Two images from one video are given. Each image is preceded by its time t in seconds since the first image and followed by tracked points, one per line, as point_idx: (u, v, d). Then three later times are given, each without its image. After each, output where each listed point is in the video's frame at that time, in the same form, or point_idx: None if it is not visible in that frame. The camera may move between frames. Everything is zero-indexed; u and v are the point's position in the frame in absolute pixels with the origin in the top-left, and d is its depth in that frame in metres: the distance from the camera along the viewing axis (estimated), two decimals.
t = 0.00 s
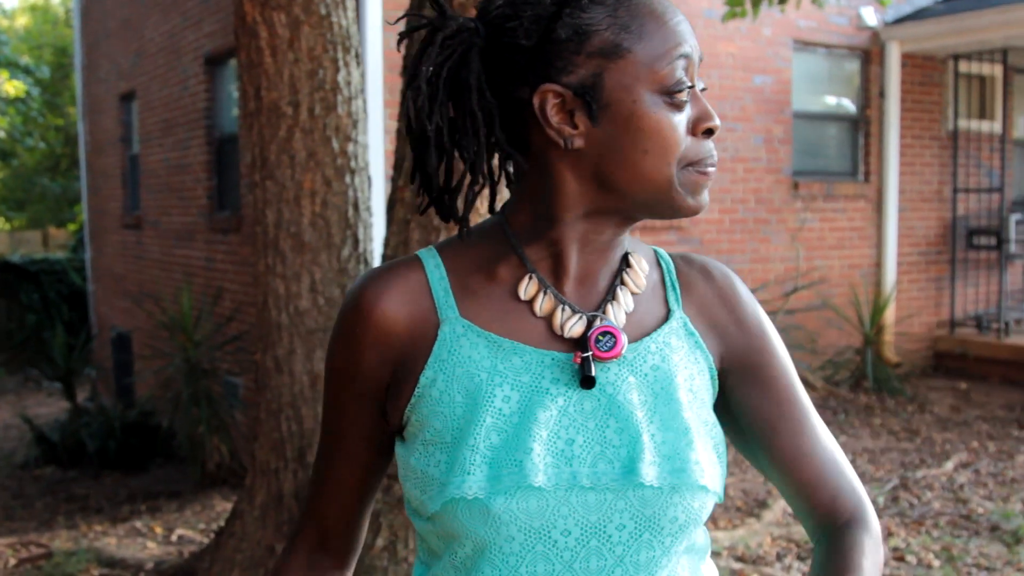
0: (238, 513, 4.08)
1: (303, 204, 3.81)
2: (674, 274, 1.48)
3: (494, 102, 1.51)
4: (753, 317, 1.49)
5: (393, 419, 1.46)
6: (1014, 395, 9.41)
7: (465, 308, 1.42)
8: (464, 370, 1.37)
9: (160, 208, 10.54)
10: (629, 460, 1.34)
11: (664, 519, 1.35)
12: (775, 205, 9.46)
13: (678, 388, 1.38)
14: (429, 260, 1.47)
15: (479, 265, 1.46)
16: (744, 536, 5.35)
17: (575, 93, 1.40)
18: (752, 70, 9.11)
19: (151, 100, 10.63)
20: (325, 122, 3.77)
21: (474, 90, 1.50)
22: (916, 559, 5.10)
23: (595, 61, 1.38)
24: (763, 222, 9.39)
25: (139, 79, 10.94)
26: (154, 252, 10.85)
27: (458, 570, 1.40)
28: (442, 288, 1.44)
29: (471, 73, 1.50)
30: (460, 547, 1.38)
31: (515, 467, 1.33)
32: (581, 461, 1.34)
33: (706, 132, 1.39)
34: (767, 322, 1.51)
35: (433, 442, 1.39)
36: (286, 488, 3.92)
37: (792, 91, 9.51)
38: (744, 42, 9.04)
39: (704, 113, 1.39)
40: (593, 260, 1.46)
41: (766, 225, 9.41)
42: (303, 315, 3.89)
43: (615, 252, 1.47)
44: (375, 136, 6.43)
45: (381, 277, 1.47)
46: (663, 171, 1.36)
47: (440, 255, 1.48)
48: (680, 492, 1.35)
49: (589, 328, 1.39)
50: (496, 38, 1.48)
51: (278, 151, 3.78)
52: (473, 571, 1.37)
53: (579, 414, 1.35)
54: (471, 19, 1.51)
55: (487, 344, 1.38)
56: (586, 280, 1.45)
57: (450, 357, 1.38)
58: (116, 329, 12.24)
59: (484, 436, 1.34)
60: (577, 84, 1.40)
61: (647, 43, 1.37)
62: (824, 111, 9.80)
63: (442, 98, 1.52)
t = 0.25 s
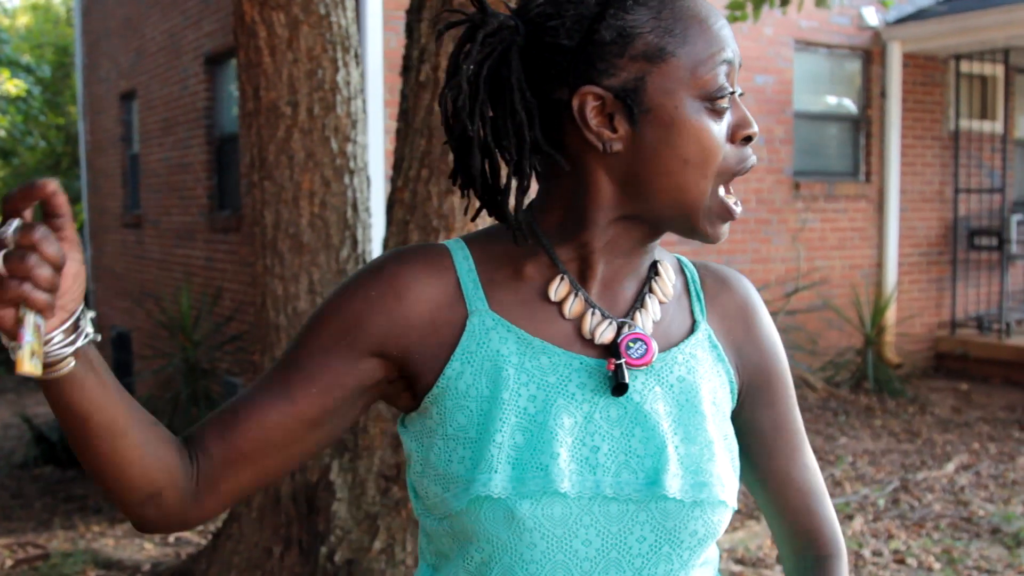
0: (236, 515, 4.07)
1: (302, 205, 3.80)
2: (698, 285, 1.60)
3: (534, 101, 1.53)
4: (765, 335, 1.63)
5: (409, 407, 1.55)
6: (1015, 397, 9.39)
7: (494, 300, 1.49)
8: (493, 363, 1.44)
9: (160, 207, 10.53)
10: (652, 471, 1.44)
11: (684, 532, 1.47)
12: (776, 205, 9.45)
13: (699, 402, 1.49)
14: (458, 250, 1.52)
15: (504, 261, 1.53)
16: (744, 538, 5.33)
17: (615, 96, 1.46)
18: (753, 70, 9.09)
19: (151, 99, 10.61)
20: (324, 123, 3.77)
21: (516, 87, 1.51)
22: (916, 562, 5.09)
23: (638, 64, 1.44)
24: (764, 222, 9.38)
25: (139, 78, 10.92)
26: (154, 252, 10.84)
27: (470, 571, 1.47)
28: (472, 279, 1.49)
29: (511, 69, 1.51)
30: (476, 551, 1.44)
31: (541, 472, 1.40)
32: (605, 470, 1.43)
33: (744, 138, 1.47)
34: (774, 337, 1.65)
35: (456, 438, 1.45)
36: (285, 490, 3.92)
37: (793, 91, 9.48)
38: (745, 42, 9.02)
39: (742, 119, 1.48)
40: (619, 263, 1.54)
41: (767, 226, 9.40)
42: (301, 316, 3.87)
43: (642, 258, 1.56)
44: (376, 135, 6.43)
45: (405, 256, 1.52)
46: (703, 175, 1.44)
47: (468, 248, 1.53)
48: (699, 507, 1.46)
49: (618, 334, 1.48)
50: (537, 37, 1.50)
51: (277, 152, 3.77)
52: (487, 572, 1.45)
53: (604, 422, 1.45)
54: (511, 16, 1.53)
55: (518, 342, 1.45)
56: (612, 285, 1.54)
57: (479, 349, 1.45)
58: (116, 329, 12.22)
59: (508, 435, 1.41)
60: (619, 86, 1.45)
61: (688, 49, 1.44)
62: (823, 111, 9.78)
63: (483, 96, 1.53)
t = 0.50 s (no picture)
0: (235, 523, 4.05)
1: (301, 212, 3.81)
2: (680, 306, 1.57)
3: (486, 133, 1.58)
4: (745, 356, 1.59)
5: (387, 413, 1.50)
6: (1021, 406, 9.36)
7: (475, 314, 1.44)
8: (470, 373, 1.40)
9: (166, 212, 10.55)
10: (624, 484, 1.39)
11: (656, 546, 1.41)
12: (781, 213, 9.44)
13: (676, 418, 1.45)
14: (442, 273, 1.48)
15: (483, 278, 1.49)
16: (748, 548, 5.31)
17: (532, 128, 1.45)
18: (758, 78, 9.10)
19: (157, 104, 10.64)
20: (323, 129, 3.76)
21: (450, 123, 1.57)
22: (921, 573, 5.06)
23: (548, 98, 1.42)
24: (769, 230, 9.38)
25: (145, 83, 10.95)
26: (159, 257, 10.86)
27: None
28: (454, 295, 1.45)
29: (444, 111, 1.57)
30: (443, 558, 1.38)
31: (509, 480, 1.35)
32: (576, 480, 1.38)
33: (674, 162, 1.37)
34: (756, 360, 1.61)
35: (428, 444, 1.39)
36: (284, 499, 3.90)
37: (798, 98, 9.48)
38: (751, 49, 9.01)
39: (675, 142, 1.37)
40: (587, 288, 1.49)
41: (772, 233, 9.40)
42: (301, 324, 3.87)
43: (619, 282, 1.52)
44: (379, 142, 6.43)
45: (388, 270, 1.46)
46: (624, 207, 1.37)
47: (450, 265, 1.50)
48: (670, 524, 1.41)
49: (588, 350, 1.44)
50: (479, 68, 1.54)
51: (277, 159, 3.77)
52: None
53: (577, 434, 1.40)
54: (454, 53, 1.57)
55: (494, 353, 1.41)
56: (586, 307, 1.49)
57: (457, 359, 1.40)
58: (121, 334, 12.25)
59: (478, 444, 1.36)
60: (533, 118, 1.44)
61: (597, 75, 1.37)
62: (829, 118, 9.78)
63: (423, 132, 1.58)
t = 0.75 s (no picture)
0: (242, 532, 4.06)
1: (311, 222, 3.82)
2: (673, 323, 1.56)
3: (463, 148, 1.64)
4: (737, 376, 1.57)
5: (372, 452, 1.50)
6: None
7: (451, 346, 1.44)
8: (447, 410, 1.40)
9: (181, 218, 10.61)
10: (608, 515, 1.39)
11: None
12: (796, 224, 9.41)
13: (664, 445, 1.44)
14: (415, 293, 1.49)
15: (466, 303, 1.49)
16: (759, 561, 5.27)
17: (498, 133, 1.49)
18: (773, 88, 9.08)
19: (173, 110, 10.71)
20: (333, 139, 3.77)
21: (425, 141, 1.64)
22: None
23: (512, 100, 1.46)
24: (783, 241, 9.35)
25: (162, 90, 11.02)
26: (173, 263, 10.92)
27: None
28: (429, 324, 1.45)
29: (424, 123, 1.64)
30: None
31: (488, 517, 1.36)
32: (559, 514, 1.38)
33: (638, 157, 1.39)
34: (749, 379, 1.60)
35: (410, 482, 1.41)
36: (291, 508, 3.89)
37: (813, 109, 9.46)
38: (765, 60, 9.01)
39: (640, 140, 1.40)
40: (571, 303, 1.49)
41: (786, 244, 9.37)
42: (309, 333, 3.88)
43: (606, 296, 1.53)
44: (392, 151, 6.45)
45: (369, 303, 1.47)
46: (585, 202, 1.39)
47: (426, 290, 1.50)
48: (657, 552, 1.41)
49: (571, 376, 1.43)
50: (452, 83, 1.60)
51: (286, 168, 3.78)
52: None
53: (560, 464, 1.40)
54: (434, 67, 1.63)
55: (472, 386, 1.41)
56: (572, 327, 1.50)
57: (433, 395, 1.40)
58: (136, 339, 12.31)
59: (459, 479, 1.37)
60: (499, 124, 1.49)
61: (559, 75, 1.41)
62: (847, 129, 9.76)
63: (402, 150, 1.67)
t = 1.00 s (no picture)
0: (268, 534, 4.08)
1: (336, 225, 3.84)
2: (688, 330, 1.57)
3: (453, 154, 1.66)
4: (758, 382, 1.59)
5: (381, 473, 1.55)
6: None
7: (451, 362, 1.49)
8: (448, 429, 1.44)
9: (211, 221, 10.70)
10: (613, 532, 1.41)
11: None
12: (826, 226, 9.34)
13: (671, 461, 1.44)
14: (417, 304, 1.56)
15: (471, 318, 1.54)
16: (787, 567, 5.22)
17: (502, 135, 1.50)
18: (804, 90, 9.02)
19: (204, 114, 10.80)
20: (360, 143, 3.78)
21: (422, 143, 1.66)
22: None
23: (516, 101, 1.46)
24: (814, 244, 9.28)
25: (193, 93, 11.12)
26: (204, 265, 11.02)
27: None
28: (429, 337, 1.51)
29: (421, 126, 1.66)
30: None
31: (488, 537, 1.40)
32: (563, 531, 1.40)
33: (647, 160, 1.40)
34: (765, 387, 1.61)
35: (413, 501, 1.46)
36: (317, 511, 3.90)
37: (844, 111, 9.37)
38: (796, 62, 8.95)
39: (649, 144, 1.41)
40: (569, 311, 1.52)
41: (817, 247, 9.30)
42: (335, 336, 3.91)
43: (613, 304, 1.55)
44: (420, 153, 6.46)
45: (380, 313, 1.56)
46: (590, 205, 1.40)
47: (429, 304, 1.56)
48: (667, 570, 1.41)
49: (574, 390, 1.46)
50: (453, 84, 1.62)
51: (313, 172, 3.81)
52: None
53: (564, 481, 1.42)
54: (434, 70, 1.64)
55: (472, 403, 1.45)
56: (578, 339, 1.52)
57: (434, 414, 1.45)
58: (167, 340, 12.44)
59: (461, 498, 1.41)
60: (503, 125, 1.49)
61: (566, 77, 1.42)
62: (880, 131, 9.68)
63: (399, 152, 1.68)
